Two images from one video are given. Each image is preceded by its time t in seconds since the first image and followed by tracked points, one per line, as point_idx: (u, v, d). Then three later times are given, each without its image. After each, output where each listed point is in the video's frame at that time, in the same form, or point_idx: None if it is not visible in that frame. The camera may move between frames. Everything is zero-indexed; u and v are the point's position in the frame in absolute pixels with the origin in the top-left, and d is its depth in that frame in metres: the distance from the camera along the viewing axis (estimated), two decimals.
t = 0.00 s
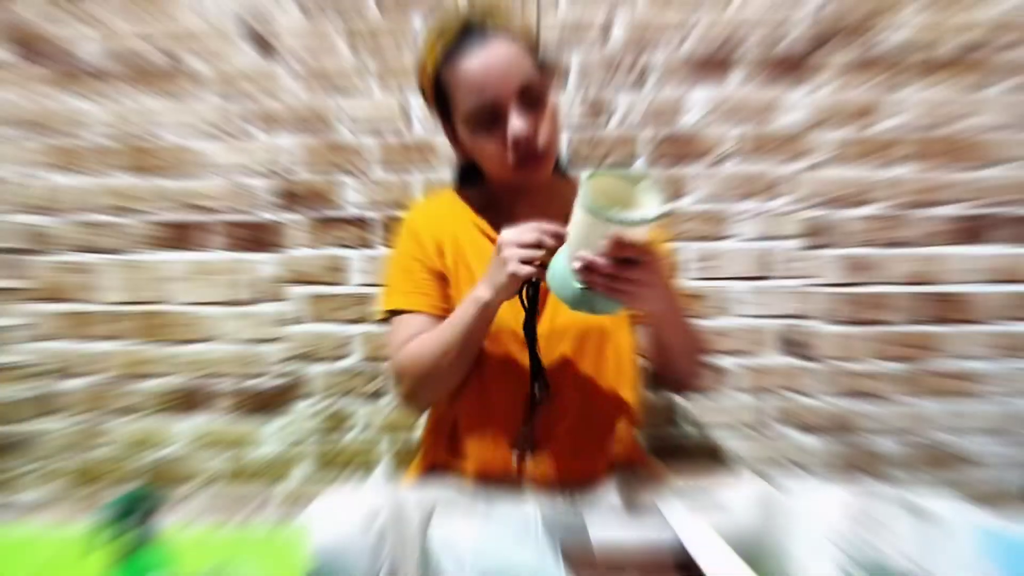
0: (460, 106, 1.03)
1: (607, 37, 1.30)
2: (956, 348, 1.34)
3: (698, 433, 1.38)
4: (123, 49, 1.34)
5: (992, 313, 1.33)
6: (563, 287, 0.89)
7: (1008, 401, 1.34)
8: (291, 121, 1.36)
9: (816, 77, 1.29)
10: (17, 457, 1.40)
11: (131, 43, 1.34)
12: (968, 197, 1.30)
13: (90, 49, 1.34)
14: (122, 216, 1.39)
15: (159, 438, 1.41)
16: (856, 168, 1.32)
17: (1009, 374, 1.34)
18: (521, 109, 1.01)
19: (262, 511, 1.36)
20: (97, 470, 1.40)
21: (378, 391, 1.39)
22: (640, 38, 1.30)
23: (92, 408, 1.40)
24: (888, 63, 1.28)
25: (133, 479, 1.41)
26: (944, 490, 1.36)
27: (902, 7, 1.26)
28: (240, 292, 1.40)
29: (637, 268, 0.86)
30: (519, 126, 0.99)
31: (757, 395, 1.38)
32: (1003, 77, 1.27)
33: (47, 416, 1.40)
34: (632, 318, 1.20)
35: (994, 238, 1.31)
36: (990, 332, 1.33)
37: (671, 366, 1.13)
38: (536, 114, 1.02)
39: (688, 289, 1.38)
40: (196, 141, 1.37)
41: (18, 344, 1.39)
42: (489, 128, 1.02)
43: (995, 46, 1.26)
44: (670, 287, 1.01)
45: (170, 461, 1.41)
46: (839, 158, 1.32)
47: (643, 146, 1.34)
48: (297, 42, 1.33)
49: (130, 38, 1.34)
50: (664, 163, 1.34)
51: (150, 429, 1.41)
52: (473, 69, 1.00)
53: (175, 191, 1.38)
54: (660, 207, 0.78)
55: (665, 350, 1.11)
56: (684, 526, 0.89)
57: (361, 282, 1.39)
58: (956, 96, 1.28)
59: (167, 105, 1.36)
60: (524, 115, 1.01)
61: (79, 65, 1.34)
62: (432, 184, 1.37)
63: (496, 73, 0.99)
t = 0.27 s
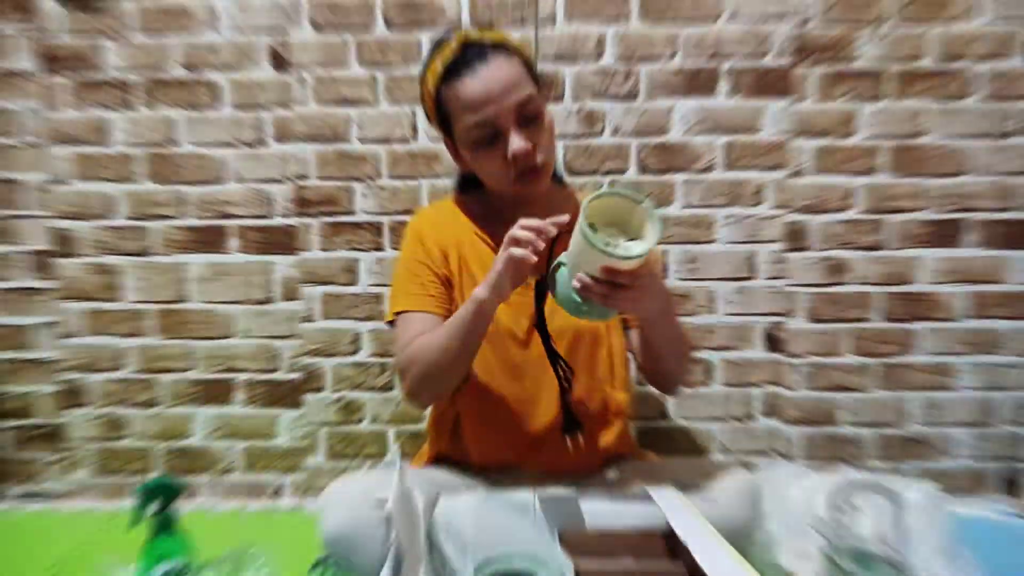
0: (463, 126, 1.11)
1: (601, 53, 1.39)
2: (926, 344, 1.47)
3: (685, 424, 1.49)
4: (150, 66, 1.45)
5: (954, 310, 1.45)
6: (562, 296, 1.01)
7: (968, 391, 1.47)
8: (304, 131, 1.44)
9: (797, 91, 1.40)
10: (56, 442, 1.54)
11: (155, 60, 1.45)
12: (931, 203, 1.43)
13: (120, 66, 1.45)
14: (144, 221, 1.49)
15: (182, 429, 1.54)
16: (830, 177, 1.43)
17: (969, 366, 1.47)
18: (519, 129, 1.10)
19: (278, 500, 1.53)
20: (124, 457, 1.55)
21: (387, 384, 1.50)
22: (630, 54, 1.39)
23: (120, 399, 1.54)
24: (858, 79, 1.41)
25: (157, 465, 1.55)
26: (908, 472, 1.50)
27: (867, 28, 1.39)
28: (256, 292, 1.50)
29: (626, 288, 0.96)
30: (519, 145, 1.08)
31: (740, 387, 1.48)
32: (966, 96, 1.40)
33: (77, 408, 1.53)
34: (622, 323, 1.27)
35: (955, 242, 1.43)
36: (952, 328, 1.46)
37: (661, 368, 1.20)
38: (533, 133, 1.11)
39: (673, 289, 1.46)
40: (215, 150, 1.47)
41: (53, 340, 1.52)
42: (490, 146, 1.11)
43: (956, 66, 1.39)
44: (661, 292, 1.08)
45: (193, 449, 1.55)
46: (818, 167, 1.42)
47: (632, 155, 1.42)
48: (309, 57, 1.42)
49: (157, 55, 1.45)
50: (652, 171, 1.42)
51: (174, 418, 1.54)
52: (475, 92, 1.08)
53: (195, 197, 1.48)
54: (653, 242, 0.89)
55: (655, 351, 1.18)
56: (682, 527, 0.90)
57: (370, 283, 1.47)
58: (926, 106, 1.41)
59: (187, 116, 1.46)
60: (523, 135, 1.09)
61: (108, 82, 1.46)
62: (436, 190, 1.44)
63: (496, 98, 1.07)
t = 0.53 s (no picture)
0: (468, 132, 1.15)
1: (599, 58, 1.42)
2: (915, 344, 1.51)
3: (681, 421, 1.53)
4: (156, 70, 1.48)
5: (942, 310, 1.50)
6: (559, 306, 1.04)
7: (953, 387, 1.52)
8: (308, 133, 1.47)
9: (790, 96, 1.43)
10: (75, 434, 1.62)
11: (161, 64, 1.48)
12: (921, 205, 1.47)
13: (127, 70, 1.49)
14: (150, 222, 1.53)
15: (188, 426, 1.59)
16: (822, 180, 1.46)
17: (955, 364, 1.52)
18: (524, 136, 1.13)
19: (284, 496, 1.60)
20: (134, 451, 1.61)
21: (391, 381, 1.53)
22: (627, 59, 1.42)
23: (130, 395, 1.59)
24: (849, 84, 1.44)
25: (165, 460, 1.61)
26: (895, 466, 1.55)
27: (857, 34, 1.43)
28: (261, 291, 1.53)
29: (622, 300, 1.00)
30: (523, 151, 1.11)
31: (735, 385, 1.52)
32: (956, 100, 1.43)
33: (88, 404, 1.60)
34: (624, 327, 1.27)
35: (945, 243, 1.48)
36: (939, 327, 1.51)
37: (659, 373, 1.21)
38: (537, 140, 1.13)
39: (668, 288, 1.49)
40: (220, 152, 1.50)
41: (68, 337, 1.58)
42: (494, 152, 1.14)
43: (946, 71, 1.43)
44: (660, 295, 1.10)
45: (199, 446, 1.59)
46: (810, 170, 1.46)
47: (629, 157, 1.45)
48: (312, 61, 1.44)
49: (162, 59, 1.48)
50: (648, 173, 1.45)
51: (180, 416, 1.59)
52: (481, 98, 1.12)
53: (202, 198, 1.51)
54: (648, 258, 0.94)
55: (654, 356, 1.19)
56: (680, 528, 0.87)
57: (374, 283, 1.50)
58: (918, 109, 1.44)
59: (192, 119, 1.49)
60: (527, 142, 1.12)
61: (115, 86, 1.49)
62: (438, 192, 1.47)
63: (500, 104, 1.11)
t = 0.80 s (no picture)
0: (470, 133, 1.15)
1: (599, 58, 1.42)
2: (915, 344, 1.51)
3: (681, 421, 1.53)
4: (156, 70, 1.48)
5: (942, 310, 1.50)
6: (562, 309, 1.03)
7: (953, 387, 1.52)
8: (307, 133, 1.47)
9: (791, 96, 1.43)
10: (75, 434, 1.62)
11: (160, 64, 1.48)
12: (921, 205, 1.47)
13: (126, 70, 1.49)
14: (150, 222, 1.53)
15: (188, 426, 1.59)
16: (822, 180, 1.46)
17: (955, 364, 1.52)
18: (525, 137, 1.13)
19: (284, 495, 1.60)
20: (134, 451, 1.61)
21: (391, 382, 1.53)
22: (627, 58, 1.42)
23: (130, 395, 1.59)
24: (849, 84, 1.44)
25: (165, 460, 1.61)
26: (895, 466, 1.55)
27: (857, 34, 1.43)
28: (261, 292, 1.53)
29: (626, 303, 0.98)
30: (524, 152, 1.11)
31: (735, 385, 1.52)
32: (956, 100, 1.43)
33: (88, 404, 1.60)
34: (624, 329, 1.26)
35: (945, 243, 1.48)
36: (939, 327, 1.51)
37: (660, 375, 1.21)
38: (539, 142, 1.13)
39: (668, 289, 1.49)
40: (220, 152, 1.50)
41: (68, 337, 1.58)
42: (496, 153, 1.14)
43: (946, 71, 1.43)
44: (660, 300, 1.09)
45: (199, 446, 1.59)
46: (810, 170, 1.46)
47: (629, 158, 1.45)
48: (312, 61, 1.44)
49: (162, 59, 1.48)
50: (649, 173, 1.45)
51: (180, 416, 1.59)
52: (482, 99, 1.12)
53: (202, 198, 1.51)
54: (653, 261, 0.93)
55: (655, 358, 1.19)
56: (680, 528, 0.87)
57: (373, 283, 1.50)
58: (918, 109, 1.44)
59: (192, 119, 1.49)
60: (528, 143, 1.12)
61: (115, 86, 1.49)
62: (438, 192, 1.47)
63: (502, 106, 1.11)
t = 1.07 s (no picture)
0: (469, 134, 1.15)
1: (599, 59, 1.42)
2: (915, 344, 1.51)
3: (681, 421, 1.53)
4: (156, 70, 1.48)
5: (942, 310, 1.50)
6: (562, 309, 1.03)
7: (953, 387, 1.52)
8: (308, 133, 1.47)
9: (791, 96, 1.43)
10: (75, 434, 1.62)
11: (161, 64, 1.48)
12: (921, 205, 1.47)
13: (127, 70, 1.49)
14: (150, 222, 1.53)
15: (188, 426, 1.59)
16: (822, 180, 1.46)
17: (955, 364, 1.52)
18: (524, 138, 1.13)
19: (284, 495, 1.60)
20: (135, 451, 1.61)
21: (391, 382, 1.53)
22: (627, 59, 1.42)
23: (130, 395, 1.59)
24: (849, 84, 1.44)
25: (165, 460, 1.61)
26: (895, 466, 1.55)
27: (857, 34, 1.43)
28: (261, 292, 1.53)
29: (625, 303, 0.98)
30: (523, 153, 1.11)
31: (735, 385, 1.52)
32: (956, 100, 1.43)
33: (88, 404, 1.60)
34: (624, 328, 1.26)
35: (945, 243, 1.48)
36: (939, 327, 1.51)
37: (660, 374, 1.21)
38: (537, 142, 1.13)
39: (668, 289, 1.49)
40: (220, 152, 1.50)
41: (68, 337, 1.58)
42: (494, 154, 1.14)
43: (946, 71, 1.43)
44: (660, 299, 1.09)
45: (199, 446, 1.59)
46: (810, 170, 1.46)
47: (629, 158, 1.45)
48: (312, 61, 1.44)
49: (162, 59, 1.48)
50: (649, 173, 1.45)
51: (180, 416, 1.59)
52: (481, 100, 1.12)
53: (202, 197, 1.51)
54: (651, 260, 0.93)
55: (655, 357, 1.19)
56: (680, 528, 0.87)
57: (374, 283, 1.50)
58: (918, 109, 1.44)
59: (192, 119, 1.49)
60: (527, 143, 1.12)
61: (115, 86, 1.49)
62: (438, 192, 1.47)
63: (501, 106, 1.11)
